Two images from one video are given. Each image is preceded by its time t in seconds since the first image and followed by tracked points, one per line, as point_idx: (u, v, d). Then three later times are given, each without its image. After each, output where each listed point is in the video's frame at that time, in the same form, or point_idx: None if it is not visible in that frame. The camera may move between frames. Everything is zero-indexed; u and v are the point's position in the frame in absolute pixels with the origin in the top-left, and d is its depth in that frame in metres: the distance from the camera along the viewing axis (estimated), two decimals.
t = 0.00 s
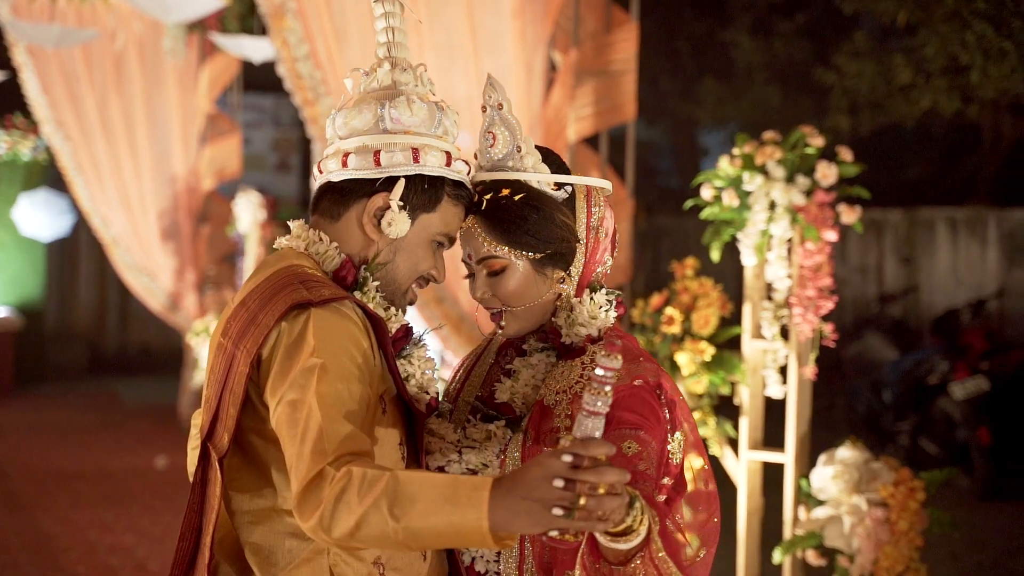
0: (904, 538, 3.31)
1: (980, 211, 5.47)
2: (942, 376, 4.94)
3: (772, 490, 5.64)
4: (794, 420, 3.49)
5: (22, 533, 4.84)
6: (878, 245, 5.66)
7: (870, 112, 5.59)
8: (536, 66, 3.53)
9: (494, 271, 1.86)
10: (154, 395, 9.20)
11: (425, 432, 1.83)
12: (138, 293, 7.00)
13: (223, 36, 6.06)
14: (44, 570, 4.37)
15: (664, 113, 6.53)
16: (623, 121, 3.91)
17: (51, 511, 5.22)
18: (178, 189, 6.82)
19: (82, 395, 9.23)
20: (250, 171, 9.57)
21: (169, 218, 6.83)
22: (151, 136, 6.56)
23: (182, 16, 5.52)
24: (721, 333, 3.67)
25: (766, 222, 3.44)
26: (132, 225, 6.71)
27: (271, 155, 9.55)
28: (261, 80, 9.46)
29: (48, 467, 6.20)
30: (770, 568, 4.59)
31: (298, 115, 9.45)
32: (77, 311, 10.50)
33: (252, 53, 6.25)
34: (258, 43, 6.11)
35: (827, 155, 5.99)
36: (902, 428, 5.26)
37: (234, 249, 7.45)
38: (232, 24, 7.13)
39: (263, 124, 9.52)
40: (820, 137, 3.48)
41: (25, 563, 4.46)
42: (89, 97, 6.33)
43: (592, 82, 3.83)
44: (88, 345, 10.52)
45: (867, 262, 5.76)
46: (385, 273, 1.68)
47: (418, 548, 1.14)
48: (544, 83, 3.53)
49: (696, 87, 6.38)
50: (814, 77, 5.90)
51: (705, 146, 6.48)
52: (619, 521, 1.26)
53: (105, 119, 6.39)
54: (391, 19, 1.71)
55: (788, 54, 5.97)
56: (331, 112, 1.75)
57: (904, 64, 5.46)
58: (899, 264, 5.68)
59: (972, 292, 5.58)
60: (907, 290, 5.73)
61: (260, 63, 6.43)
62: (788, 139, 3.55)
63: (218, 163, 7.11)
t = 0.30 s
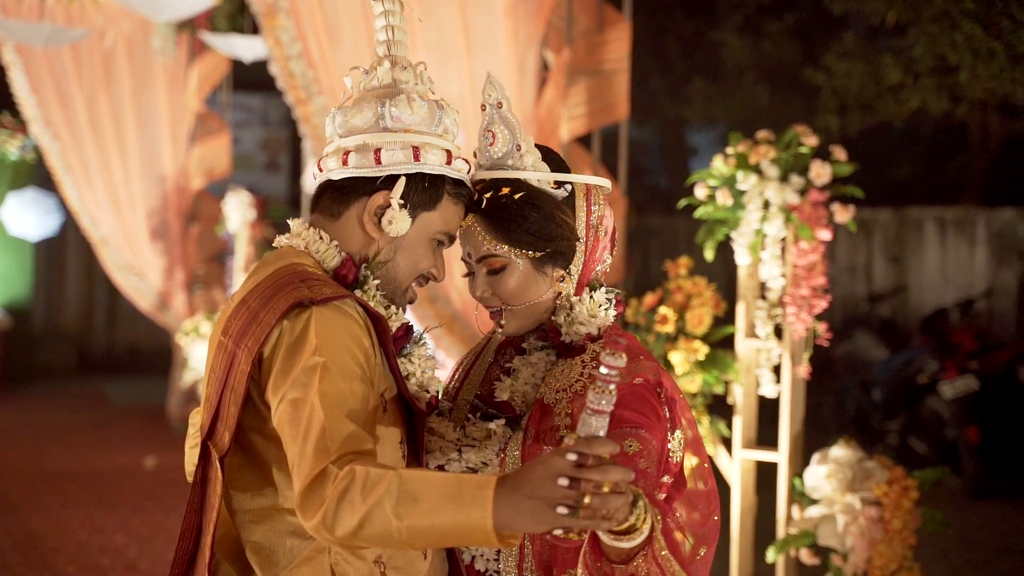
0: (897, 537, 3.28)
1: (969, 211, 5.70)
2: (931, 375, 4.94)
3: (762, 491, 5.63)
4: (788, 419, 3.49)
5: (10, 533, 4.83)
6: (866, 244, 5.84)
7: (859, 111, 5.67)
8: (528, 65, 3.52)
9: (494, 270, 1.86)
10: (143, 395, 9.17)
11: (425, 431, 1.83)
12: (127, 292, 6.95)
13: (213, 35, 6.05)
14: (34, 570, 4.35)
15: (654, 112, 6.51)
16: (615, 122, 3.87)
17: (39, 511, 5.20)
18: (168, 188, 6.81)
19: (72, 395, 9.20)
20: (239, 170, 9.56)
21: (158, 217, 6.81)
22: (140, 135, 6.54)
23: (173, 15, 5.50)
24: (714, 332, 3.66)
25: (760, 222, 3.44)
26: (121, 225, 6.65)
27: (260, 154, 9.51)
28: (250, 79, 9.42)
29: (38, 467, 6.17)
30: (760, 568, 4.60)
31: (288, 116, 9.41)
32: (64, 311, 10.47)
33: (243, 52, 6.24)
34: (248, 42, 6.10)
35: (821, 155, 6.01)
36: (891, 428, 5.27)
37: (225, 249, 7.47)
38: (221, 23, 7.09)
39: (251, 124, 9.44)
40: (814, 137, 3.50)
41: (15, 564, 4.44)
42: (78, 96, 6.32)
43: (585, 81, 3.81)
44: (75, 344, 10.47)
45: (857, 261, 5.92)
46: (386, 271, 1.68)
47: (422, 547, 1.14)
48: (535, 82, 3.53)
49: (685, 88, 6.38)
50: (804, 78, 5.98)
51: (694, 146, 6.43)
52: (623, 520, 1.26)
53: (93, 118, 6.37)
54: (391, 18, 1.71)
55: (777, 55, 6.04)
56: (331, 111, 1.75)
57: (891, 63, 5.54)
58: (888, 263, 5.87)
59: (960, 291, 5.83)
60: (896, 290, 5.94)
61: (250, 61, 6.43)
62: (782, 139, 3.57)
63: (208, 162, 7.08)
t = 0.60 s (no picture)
0: (885, 534, 3.32)
1: (950, 211, 5.73)
2: (914, 375, 5.00)
3: (747, 490, 5.65)
4: (776, 419, 3.47)
5: None
6: (847, 243, 5.94)
7: (839, 112, 5.91)
8: (514, 65, 3.53)
9: (489, 268, 1.86)
10: (126, 395, 9.10)
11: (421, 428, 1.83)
12: (109, 293, 6.92)
13: (196, 33, 5.99)
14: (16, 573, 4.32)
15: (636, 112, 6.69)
16: (602, 121, 3.86)
17: (23, 512, 5.17)
18: (149, 187, 6.80)
19: (53, 394, 9.13)
20: (220, 169, 9.52)
21: (140, 215, 6.79)
22: (122, 133, 6.51)
23: (157, 12, 5.46)
24: (702, 330, 3.66)
25: (747, 220, 3.45)
26: (103, 224, 6.60)
27: (241, 153, 9.47)
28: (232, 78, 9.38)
29: (20, 467, 6.12)
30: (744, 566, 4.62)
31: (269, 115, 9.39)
32: (46, 310, 10.41)
33: (227, 49, 6.21)
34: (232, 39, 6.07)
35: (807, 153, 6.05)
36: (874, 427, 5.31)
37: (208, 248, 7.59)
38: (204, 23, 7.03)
39: (232, 123, 9.42)
40: (801, 136, 3.52)
41: None
42: (59, 94, 6.23)
43: (570, 81, 3.80)
44: (55, 343, 10.37)
45: (838, 260, 6.02)
46: (380, 269, 1.67)
47: (421, 545, 1.14)
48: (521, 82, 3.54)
49: (666, 88, 6.57)
50: (787, 79, 6.11)
51: (675, 145, 6.64)
52: (622, 518, 1.26)
53: (75, 115, 6.31)
54: (385, 15, 1.70)
55: (759, 54, 6.14)
56: (325, 107, 1.75)
57: (873, 63, 5.73)
58: (869, 262, 5.95)
59: (941, 290, 5.86)
60: (877, 289, 6.02)
61: (231, 59, 6.37)
62: (769, 138, 3.59)
63: (190, 160, 7.14)
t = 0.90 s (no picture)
0: (879, 533, 3.26)
1: (940, 211, 5.95)
2: (903, 373, 4.95)
3: (739, 489, 5.66)
4: (769, 419, 3.51)
5: None
6: (836, 242, 6.14)
7: (829, 112, 6.07)
8: (506, 64, 3.51)
9: (489, 266, 1.86)
10: (117, 394, 9.08)
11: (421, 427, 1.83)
12: (97, 292, 6.89)
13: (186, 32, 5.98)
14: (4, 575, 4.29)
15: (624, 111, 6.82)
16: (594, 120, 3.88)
17: (12, 513, 5.14)
18: (138, 186, 6.76)
19: (41, 395, 9.07)
20: (208, 168, 9.39)
21: (128, 214, 6.74)
22: (111, 131, 6.47)
23: (146, 10, 5.43)
24: (695, 329, 3.67)
25: (741, 219, 3.45)
26: (92, 224, 6.54)
27: (228, 152, 9.32)
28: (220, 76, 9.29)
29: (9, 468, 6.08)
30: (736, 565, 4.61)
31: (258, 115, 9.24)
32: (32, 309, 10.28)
33: (218, 49, 6.20)
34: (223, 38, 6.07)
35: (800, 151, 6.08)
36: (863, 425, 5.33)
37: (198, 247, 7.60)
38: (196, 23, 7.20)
39: (221, 122, 9.24)
40: (795, 135, 3.52)
41: None
42: (48, 93, 6.16)
43: (563, 79, 3.81)
44: (42, 343, 10.30)
45: (828, 260, 6.22)
46: (381, 267, 1.67)
47: (425, 544, 1.14)
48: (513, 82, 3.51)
49: (656, 86, 6.71)
50: (774, 77, 6.32)
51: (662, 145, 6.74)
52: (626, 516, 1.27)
53: (63, 113, 6.25)
54: (385, 13, 1.71)
55: (748, 53, 6.34)
56: (324, 105, 1.74)
57: (862, 63, 5.85)
58: (857, 262, 6.15)
59: (929, 289, 6.10)
60: (866, 289, 6.19)
61: (221, 58, 6.35)
62: (762, 137, 3.59)
63: (179, 160, 7.14)
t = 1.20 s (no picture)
0: (870, 532, 3.25)
1: (925, 211, 6.06)
2: (890, 372, 5.05)
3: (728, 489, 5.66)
4: (760, 418, 3.52)
5: None
6: (822, 240, 6.29)
7: (815, 112, 6.21)
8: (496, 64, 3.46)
9: (487, 265, 1.86)
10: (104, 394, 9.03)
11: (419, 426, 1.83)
12: (82, 291, 6.91)
13: (174, 31, 5.98)
14: None
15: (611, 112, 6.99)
16: (583, 120, 3.91)
17: None
18: (124, 186, 6.74)
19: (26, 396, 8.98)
20: (194, 168, 9.36)
21: (114, 213, 6.73)
22: (96, 131, 6.45)
23: (133, 10, 5.42)
24: (686, 328, 3.67)
25: (732, 218, 3.45)
26: (77, 223, 6.54)
27: (214, 152, 9.29)
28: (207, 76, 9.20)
29: None
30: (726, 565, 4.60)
31: (244, 115, 9.21)
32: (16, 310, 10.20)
33: (205, 48, 6.19)
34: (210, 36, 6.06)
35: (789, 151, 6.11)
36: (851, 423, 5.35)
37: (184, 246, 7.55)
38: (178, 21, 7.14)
39: (207, 121, 9.22)
40: (786, 134, 3.53)
41: None
42: (32, 94, 6.14)
43: (554, 78, 3.84)
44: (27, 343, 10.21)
45: (814, 258, 6.36)
46: (379, 266, 1.66)
47: (426, 543, 1.14)
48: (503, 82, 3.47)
49: (641, 84, 6.92)
50: (760, 77, 6.49)
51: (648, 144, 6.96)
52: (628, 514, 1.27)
53: (48, 113, 6.22)
54: (382, 13, 1.71)
55: (733, 52, 6.54)
56: (322, 103, 1.73)
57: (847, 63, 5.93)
58: (843, 261, 6.30)
59: (915, 288, 6.18)
60: (851, 289, 6.32)
61: (208, 58, 6.34)
62: (753, 136, 3.59)
63: (164, 159, 7.15)
